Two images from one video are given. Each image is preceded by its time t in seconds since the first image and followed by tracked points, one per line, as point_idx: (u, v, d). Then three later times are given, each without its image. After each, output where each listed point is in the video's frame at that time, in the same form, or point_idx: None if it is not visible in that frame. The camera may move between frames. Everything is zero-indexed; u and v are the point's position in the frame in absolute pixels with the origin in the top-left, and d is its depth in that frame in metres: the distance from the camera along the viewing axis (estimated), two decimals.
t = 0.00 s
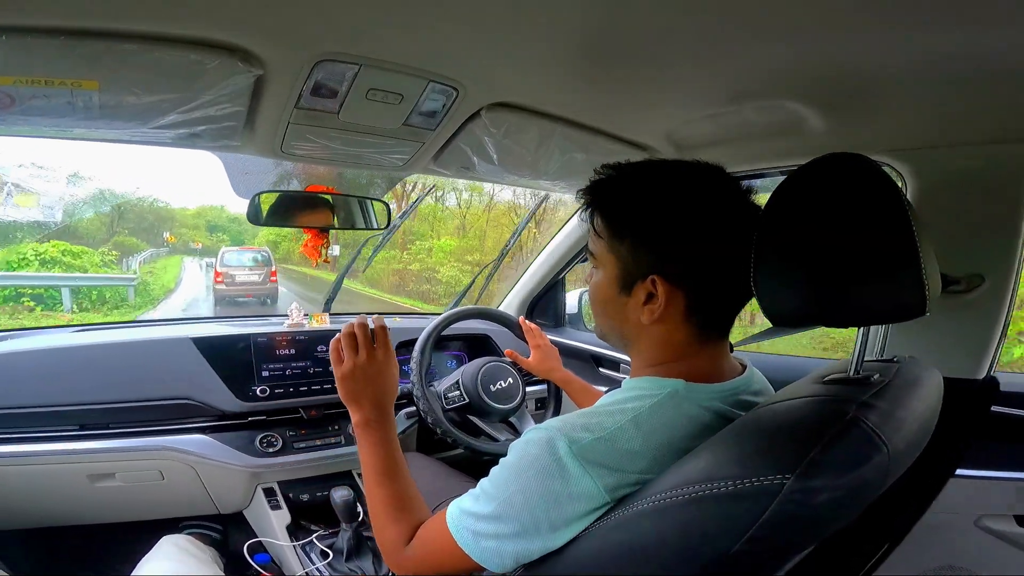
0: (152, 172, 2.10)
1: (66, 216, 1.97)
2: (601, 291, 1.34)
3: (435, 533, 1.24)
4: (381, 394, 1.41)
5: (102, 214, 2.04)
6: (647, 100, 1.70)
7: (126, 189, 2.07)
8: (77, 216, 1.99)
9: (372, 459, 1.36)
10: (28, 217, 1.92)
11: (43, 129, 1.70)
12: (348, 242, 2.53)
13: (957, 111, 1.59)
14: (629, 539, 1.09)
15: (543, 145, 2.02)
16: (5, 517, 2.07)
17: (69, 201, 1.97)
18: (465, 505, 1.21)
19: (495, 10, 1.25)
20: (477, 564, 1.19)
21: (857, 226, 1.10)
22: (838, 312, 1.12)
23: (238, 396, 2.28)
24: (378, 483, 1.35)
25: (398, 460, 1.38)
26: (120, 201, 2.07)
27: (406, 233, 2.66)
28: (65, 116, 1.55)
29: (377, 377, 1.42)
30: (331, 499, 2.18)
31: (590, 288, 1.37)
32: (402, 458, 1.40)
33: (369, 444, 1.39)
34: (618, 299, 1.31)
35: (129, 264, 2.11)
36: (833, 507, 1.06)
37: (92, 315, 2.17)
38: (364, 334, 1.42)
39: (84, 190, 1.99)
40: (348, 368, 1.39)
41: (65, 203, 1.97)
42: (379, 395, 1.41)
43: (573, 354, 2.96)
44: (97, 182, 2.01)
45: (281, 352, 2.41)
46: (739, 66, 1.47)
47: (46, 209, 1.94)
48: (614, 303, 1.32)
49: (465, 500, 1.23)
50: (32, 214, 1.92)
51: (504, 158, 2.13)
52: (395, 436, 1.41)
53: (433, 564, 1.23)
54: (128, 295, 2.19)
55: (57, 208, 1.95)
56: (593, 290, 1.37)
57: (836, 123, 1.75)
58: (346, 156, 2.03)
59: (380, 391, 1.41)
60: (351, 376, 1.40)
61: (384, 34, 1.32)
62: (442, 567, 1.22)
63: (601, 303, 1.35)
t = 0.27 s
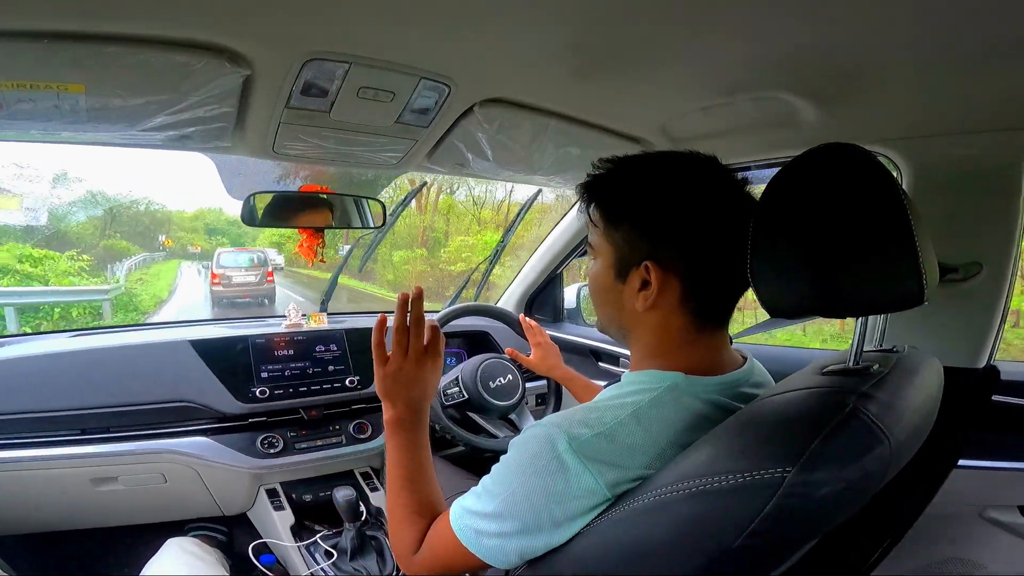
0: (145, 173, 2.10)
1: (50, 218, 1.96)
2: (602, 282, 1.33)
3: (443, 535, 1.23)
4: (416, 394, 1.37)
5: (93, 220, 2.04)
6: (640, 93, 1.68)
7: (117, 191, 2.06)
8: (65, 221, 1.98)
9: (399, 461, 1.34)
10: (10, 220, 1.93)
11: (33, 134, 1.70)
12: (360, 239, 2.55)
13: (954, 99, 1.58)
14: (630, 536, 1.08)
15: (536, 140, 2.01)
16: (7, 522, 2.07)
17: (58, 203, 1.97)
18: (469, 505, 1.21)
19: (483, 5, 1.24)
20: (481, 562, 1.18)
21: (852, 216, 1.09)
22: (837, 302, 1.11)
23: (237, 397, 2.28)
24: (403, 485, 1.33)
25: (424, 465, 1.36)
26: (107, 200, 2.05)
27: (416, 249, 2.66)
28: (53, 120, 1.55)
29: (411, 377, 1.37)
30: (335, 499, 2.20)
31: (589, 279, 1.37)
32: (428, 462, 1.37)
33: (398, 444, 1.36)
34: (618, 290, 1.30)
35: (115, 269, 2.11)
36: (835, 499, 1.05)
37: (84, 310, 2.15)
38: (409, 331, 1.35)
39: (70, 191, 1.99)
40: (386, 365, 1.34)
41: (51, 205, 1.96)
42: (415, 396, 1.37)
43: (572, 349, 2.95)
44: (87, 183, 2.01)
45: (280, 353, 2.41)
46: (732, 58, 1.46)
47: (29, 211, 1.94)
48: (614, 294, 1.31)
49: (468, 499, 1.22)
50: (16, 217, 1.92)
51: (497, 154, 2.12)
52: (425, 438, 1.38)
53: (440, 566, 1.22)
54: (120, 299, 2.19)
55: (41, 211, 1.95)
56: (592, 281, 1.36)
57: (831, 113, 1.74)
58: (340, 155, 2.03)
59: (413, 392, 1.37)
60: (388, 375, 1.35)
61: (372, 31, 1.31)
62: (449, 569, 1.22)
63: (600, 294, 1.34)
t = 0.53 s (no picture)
0: (145, 173, 2.10)
1: (33, 214, 1.91)
2: (614, 278, 1.34)
3: (449, 537, 1.22)
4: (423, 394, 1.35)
5: (87, 218, 1.99)
6: (645, 93, 1.68)
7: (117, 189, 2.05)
8: (54, 221, 1.94)
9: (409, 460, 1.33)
10: None
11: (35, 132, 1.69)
12: (372, 240, 2.52)
13: (959, 99, 1.58)
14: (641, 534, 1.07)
15: (541, 140, 2.01)
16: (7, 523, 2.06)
17: (45, 197, 1.94)
18: (478, 504, 1.20)
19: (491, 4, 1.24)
20: (489, 560, 1.18)
21: (861, 214, 1.09)
22: (846, 300, 1.12)
23: (239, 398, 2.27)
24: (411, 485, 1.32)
25: (431, 464, 1.35)
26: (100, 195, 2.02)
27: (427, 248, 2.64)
28: (56, 118, 1.54)
29: (424, 377, 1.35)
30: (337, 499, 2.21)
31: (602, 274, 1.37)
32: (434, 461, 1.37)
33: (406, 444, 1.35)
34: (631, 285, 1.30)
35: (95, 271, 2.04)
36: (846, 495, 1.05)
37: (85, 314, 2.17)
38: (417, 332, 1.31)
39: (60, 184, 1.96)
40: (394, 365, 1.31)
41: (38, 200, 1.92)
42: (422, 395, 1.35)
43: (574, 349, 2.95)
44: (81, 179, 1.99)
45: (282, 354, 2.41)
46: (739, 57, 1.46)
47: (13, 207, 1.90)
48: (626, 290, 1.32)
49: (477, 498, 1.22)
50: None
51: (501, 153, 2.12)
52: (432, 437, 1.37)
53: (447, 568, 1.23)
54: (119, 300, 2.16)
55: (25, 207, 1.91)
56: (605, 277, 1.37)
57: (835, 113, 1.74)
58: (343, 155, 2.02)
59: (425, 392, 1.35)
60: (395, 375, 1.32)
61: (378, 30, 1.31)
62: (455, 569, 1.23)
63: (613, 290, 1.35)
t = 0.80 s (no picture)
0: (145, 173, 2.10)
1: (17, 208, 1.89)
2: (610, 277, 1.35)
3: (449, 539, 1.23)
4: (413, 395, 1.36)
5: (78, 218, 1.99)
6: (641, 93, 1.69)
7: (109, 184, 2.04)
8: (44, 218, 1.93)
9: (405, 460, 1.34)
10: None
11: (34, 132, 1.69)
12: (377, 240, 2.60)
13: (952, 99, 1.59)
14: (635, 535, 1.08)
15: (537, 140, 2.02)
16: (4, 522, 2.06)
17: (31, 190, 1.91)
18: (476, 504, 1.21)
19: (486, 4, 1.24)
20: (487, 561, 1.18)
21: (852, 214, 1.10)
22: (839, 300, 1.12)
23: (236, 397, 2.28)
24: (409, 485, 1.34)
25: (427, 462, 1.36)
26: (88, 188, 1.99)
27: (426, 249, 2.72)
28: (53, 119, 1.55)
29: (415, 378, 1.36)
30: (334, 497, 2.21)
31: (598, 274, 1.38)
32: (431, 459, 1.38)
33: (401, 445, 1.36)
34: (625, 284, 1.31)
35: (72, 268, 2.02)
36: (836, 494, 1.06)
37: (80, 313, 2.17)
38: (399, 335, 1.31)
39: (49, 178, 1.93)
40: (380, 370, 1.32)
41: (24, 195, 1.89)
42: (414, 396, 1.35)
43: (571, 348, 2.96)
44: (75, 176, 1.97)
45: (280, 353, 2.42)
46: (733, 58, 1.47)
47: None
48: (621, 289, 1.32)
49: (475, 499, 1.22)
50: None
51: (498, 153, 2.13)
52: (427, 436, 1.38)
53: (448, 569, 1.23)
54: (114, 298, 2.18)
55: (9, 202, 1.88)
56: (601, 277, 1.38)
57: (830, 114, 1.75)
58: (341, 154, 2.03)
59: (417, 393, 1.36)
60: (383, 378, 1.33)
61: (374, 30, 1.31)
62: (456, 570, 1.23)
63: (608, 290, 1.36)
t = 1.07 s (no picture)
0: (146, 171, 2.12)
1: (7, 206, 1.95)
2: (606, 276, 1.35)
3: (452, 539, 1.24)
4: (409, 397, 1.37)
5: (73, 217, 2.01)
6: (637, 92, 1.70)
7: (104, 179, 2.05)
8: (30, 213, 1.96)
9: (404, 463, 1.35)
10: None
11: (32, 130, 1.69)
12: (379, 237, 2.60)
13: (947, 99, 1.60)
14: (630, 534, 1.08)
15: (535, 138, 2.02)
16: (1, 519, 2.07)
17: (17, 186, 1.94)
18: (473, 503, 1.22)
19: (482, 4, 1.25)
20: (483, 560, 1.19)
21: (845, 214, 1.11)
22: (832, 300, 1.13)
23: (233, 393, 2.28)
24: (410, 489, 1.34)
25: (426, 464, 1.37)
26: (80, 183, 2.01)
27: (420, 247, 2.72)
28: (51, 116, 1.55)
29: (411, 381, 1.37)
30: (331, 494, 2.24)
31: (594, 272, 1.39)
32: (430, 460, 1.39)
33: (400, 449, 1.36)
34: (620, 282, 1.32)
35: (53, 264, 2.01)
36: (828, 492, 1.07)
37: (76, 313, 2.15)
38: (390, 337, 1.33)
39: (38, 172, 1.95)
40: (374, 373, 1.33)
41: (11, 191, 1.93)
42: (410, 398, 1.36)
43: (569, 346, 2.97)
44: (66, 168, 1.99)
45: (278, 349, 2.42)
46: (730, 57, 1.47)
47: None
48: (616, 287, 1.33)
49: (472, 498, 1.23)
50: None
51: (496, 151, 2.13)
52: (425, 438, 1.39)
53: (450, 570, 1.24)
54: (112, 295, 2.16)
55: None
56: (597, 276, 1.39)
57: (825, 114, 1.76)
58: (338, 152, 2.03)
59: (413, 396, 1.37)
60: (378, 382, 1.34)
61: (372, 28, 1.31)
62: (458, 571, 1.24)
63: (604, 288, 1.36)
